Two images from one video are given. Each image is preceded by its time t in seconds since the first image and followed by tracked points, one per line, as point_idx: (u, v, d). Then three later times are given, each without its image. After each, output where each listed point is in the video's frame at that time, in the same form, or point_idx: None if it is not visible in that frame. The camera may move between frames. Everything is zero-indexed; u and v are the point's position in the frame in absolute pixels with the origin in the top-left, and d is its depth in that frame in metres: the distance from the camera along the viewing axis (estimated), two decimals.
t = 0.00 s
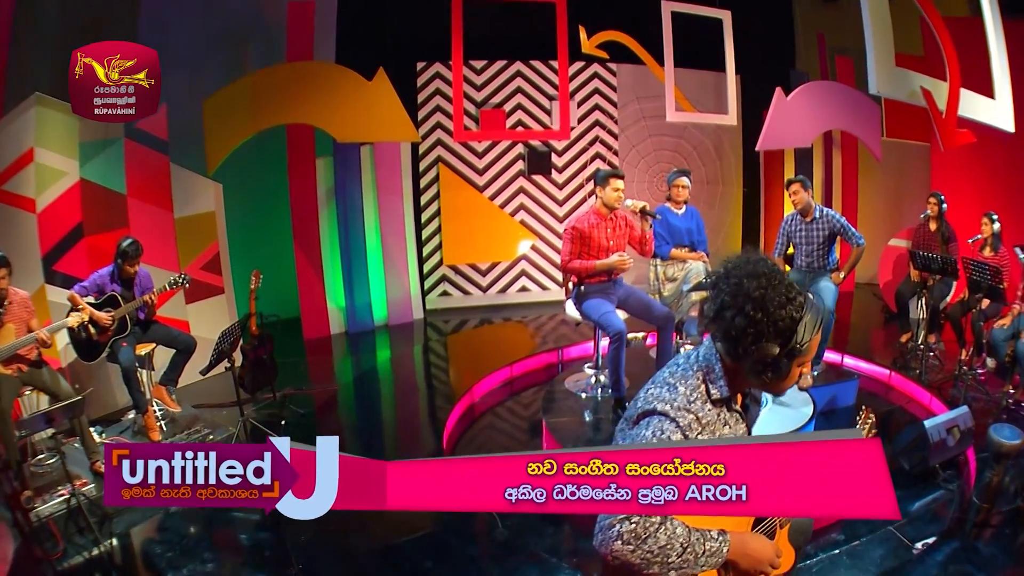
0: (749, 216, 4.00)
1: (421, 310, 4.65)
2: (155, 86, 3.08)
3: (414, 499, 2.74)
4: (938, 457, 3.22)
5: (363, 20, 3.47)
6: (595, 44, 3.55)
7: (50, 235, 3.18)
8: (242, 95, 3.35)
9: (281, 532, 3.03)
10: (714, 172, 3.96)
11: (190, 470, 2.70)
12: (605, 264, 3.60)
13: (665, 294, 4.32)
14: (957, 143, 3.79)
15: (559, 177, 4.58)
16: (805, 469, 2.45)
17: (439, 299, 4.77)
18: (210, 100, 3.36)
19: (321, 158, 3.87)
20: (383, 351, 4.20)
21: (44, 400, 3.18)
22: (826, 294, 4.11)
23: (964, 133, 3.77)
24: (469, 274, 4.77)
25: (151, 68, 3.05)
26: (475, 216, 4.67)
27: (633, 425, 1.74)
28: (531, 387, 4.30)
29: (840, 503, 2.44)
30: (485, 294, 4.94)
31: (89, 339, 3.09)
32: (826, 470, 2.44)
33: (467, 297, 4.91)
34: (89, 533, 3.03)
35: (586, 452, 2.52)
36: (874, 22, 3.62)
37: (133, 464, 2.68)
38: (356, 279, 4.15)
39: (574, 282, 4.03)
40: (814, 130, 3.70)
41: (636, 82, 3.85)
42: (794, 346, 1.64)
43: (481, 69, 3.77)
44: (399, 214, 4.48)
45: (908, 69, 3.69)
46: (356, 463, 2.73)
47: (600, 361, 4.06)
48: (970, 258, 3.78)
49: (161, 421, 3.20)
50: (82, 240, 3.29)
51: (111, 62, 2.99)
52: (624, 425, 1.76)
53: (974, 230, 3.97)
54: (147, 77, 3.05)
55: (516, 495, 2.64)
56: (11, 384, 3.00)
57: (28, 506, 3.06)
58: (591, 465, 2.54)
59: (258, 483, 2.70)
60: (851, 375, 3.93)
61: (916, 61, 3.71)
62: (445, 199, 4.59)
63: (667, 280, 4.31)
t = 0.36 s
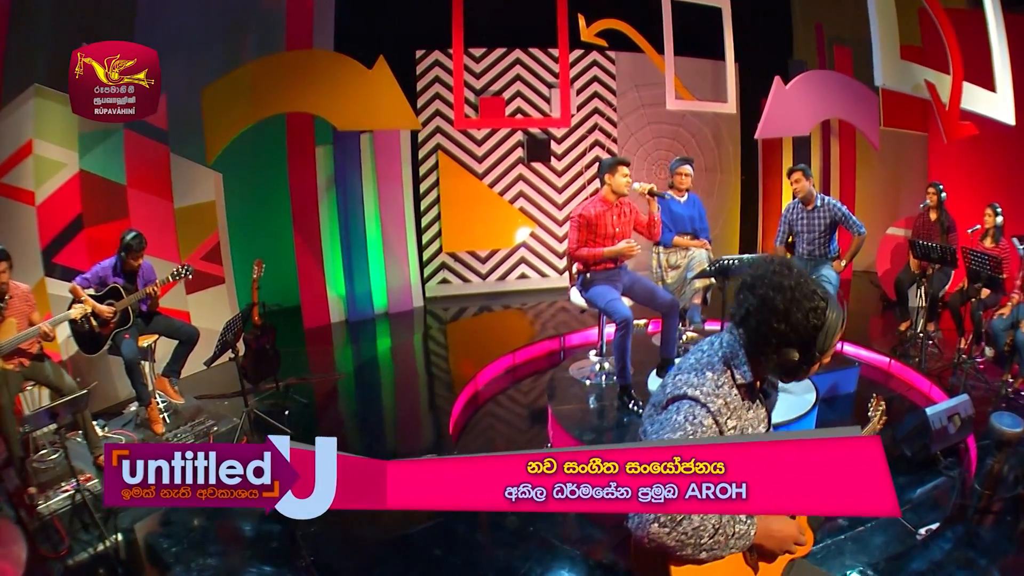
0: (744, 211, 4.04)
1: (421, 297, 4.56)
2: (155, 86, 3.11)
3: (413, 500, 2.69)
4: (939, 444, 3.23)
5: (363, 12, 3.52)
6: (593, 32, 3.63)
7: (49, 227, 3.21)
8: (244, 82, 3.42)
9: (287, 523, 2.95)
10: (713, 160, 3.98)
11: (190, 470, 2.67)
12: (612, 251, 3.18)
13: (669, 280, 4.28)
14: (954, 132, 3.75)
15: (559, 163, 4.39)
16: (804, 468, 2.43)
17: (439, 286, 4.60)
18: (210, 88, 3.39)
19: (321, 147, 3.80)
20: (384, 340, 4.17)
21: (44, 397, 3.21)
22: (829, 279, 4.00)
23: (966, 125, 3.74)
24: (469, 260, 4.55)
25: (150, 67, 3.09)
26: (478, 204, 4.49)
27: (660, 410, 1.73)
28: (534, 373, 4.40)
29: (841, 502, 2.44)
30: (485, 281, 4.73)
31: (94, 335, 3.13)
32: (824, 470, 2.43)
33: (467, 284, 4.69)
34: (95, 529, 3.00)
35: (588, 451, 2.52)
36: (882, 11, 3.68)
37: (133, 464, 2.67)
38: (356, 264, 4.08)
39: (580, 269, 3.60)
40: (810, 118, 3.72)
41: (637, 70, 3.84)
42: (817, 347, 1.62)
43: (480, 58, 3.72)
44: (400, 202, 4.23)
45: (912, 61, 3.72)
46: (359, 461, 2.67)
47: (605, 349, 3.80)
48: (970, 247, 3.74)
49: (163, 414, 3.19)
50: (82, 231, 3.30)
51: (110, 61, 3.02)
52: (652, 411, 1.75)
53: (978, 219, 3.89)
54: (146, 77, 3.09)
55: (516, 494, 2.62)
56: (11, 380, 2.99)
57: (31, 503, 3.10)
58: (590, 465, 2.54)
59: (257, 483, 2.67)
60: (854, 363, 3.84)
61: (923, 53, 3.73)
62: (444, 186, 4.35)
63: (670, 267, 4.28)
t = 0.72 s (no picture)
0: (749, 206, 4.22)
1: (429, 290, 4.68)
2: (157, 87, 2.71)
3: (416, 500, 2.19)
4: (945, 434, 3.30)
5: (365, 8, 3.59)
6: (601, 23, 3.64)
7: (54, 223, 3.06)
8: (253, 75, 3.47)
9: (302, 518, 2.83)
10: (718, 152, 4.19)
11: (190, 470, 2.22)
12: (628, 242, 2.84)
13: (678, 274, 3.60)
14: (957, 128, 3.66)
15: (565, 155, 4.65)
16: (807, 462, 1.91)
17: (445, 277, 4.80)
18: (215, 81, 3.42)
19: (328, 138, 4.01)
20: (391, 331, 4.17)
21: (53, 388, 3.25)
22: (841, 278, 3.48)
23: (977, 121, 3.56)
24: (474, 251, 4.81)
25: (152, 66, 2.68)
26: (484, 193, 4.59)
27: (696, 402, 1.65)
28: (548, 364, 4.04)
29: (848, 501, 1.91)
30: (492, 272, 4.90)
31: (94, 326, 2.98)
32: (831, 459, 1.91)
33: (474, 275, 4.88)
34: (106, 525, 2.87)
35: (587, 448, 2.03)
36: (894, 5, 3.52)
37: (133, 463, 2.21)
38: (364, 255, 4.28)
39: (589, 263, 3.11)
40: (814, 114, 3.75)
41: (643, 63, 4.15)
42: (846, 322, 1.60)
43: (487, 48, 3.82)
44: (406, 193, 4.40)
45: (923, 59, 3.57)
46: (357, 458, 2.21)
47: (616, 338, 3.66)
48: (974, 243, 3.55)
49: (174, 407, 3.16)
50: (88, 226, 3.19)
51: (110, 61, 2.62)
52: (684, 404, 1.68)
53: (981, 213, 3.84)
54: (147, 77, 2.69)
55: (516, 493, 2.14)
56: (20, 377, 2.88)
57: (41, 501, 2.97)
58: (591, 463, 2.06)
59: (257, 483, 2.21)
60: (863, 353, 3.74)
61: (935, 45, 3.55)
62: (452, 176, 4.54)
63: (679, 260, 3.60)
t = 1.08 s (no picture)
0: (758, 203, 4.30)
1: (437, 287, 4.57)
2: (156, 87, 2.77)
3: (418, 499, 2.23)
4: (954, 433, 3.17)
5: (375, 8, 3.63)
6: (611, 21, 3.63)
7: (64, 219, 3.04)
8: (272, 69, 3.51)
9: (320, 516, 2.80)
10: (728, 149, 4.19)
11: (189, 471, 2.22)
12: (649, 242, 2.87)
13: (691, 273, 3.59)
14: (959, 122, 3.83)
15: (575, 152, 4.56)
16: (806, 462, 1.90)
17: (455, 275, 4.69)
18: (227, 75, 3.45)
19: (339, 134, 4.04)
20: (402, 328, 4.14)
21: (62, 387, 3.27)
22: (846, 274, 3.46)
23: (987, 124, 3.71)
24: (484, 248, 4.67)
25: (151, 67, 2.73)
26: (497, 191, 4.54)
27: (732, 401, 1.70)
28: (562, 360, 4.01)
29: (848, 503, 1.89)
30: (502, 270, 4.76)
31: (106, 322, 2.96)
32: (835, 466, 1.89)
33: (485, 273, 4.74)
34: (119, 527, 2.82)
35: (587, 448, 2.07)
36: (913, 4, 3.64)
37: (133, 464, 2.22)
38: (375, 253, 4.28)
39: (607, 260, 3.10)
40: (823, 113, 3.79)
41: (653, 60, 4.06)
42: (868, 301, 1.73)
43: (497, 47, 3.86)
44: (416, 189, 4.34)
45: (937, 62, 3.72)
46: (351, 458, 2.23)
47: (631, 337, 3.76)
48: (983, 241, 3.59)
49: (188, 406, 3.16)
50: (98, 223, 3.17)
51: (110, 61, 2.67)
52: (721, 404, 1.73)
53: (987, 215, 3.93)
54: (146, 77, 2.74)
55: (516, 494, 2.16)
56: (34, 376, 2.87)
57: (52, 502, 2.98)
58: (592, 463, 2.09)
59: (257, 483, 2.21)
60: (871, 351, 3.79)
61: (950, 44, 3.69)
62: (463, 174, 4.47)
63: (692, 258, 3.59)
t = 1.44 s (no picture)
0: (766, 203, 4.32)
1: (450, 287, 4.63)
2: (156, 86, 2.92)
3: (413, 501, 2.50)
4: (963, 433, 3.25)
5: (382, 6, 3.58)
6: (621, 21, 3.63)
7: (73, 217, 3.14)
8: (282, 69, 3.44)
9: (338, 515, 2.80)
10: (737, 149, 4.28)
11: (190, 470, 2.47)
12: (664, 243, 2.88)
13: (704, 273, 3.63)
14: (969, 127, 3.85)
15: (586, 153, 4.66)
16: (798, 469, 2.00)
17: (466, 274, 4.75)
18: (236, 73, 3.40)
19: (350, 133, 4.02)
20: (413, 328, 4.16)
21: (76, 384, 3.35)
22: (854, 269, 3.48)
23: (998, 129, 3.74)
24: (495, 247, 4.75)
25: (151, 67, 2.88)
26: (508, 189, 4.60)
27: (768, 401, 1.76)
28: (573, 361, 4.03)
29: (845, 510, 1.99)
30: (513, 269, 4.83)
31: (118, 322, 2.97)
32: (838, 472, 1.98)
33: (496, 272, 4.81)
34: (132, 530, 2.80)
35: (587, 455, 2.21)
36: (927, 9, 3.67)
37: (133, 464, 2.47)
38: (385, 253, 4.27)
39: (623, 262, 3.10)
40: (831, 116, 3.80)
41: (663, 61, 4.16)
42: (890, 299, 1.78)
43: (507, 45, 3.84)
44: (428, 190, 4.38)
45: (952, 68, 3.75)
46: (354, 461, 2.49)
47: (646, 337, 3.85)
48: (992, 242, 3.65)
49: (201, 406, 3.18)
50: (108, 221, 3.26)
51: (111, 62, 2.82)
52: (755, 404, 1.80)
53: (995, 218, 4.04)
54: (147, 77, 2.89)
55: (516, 497, 2.37)
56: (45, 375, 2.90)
57: (64, 505, 2.95)
58: (591, 469, 2.27)
59: (258, 483, 2.45)
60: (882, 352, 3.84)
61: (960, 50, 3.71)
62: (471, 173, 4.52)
63: (706, 259, 3.62)
